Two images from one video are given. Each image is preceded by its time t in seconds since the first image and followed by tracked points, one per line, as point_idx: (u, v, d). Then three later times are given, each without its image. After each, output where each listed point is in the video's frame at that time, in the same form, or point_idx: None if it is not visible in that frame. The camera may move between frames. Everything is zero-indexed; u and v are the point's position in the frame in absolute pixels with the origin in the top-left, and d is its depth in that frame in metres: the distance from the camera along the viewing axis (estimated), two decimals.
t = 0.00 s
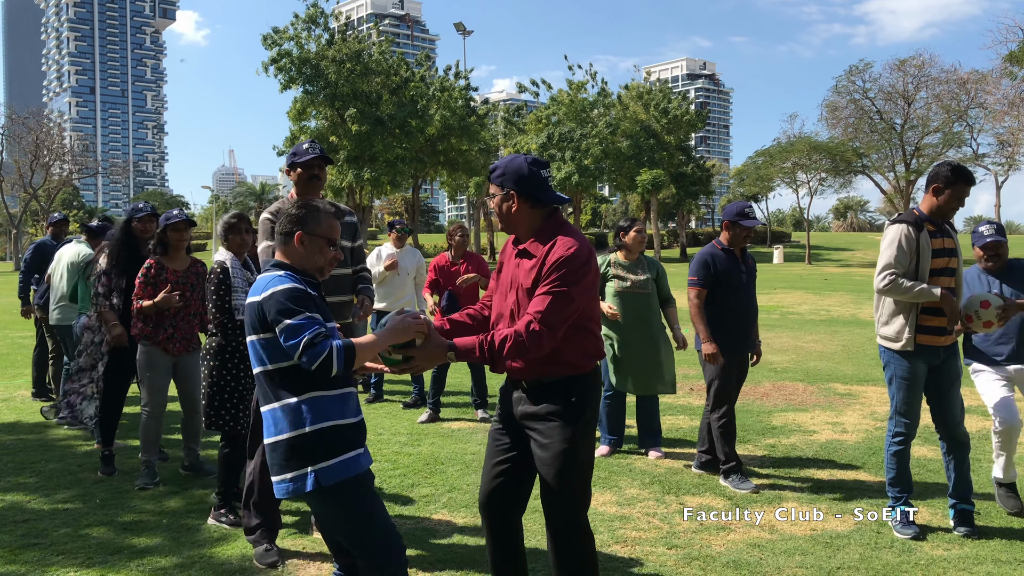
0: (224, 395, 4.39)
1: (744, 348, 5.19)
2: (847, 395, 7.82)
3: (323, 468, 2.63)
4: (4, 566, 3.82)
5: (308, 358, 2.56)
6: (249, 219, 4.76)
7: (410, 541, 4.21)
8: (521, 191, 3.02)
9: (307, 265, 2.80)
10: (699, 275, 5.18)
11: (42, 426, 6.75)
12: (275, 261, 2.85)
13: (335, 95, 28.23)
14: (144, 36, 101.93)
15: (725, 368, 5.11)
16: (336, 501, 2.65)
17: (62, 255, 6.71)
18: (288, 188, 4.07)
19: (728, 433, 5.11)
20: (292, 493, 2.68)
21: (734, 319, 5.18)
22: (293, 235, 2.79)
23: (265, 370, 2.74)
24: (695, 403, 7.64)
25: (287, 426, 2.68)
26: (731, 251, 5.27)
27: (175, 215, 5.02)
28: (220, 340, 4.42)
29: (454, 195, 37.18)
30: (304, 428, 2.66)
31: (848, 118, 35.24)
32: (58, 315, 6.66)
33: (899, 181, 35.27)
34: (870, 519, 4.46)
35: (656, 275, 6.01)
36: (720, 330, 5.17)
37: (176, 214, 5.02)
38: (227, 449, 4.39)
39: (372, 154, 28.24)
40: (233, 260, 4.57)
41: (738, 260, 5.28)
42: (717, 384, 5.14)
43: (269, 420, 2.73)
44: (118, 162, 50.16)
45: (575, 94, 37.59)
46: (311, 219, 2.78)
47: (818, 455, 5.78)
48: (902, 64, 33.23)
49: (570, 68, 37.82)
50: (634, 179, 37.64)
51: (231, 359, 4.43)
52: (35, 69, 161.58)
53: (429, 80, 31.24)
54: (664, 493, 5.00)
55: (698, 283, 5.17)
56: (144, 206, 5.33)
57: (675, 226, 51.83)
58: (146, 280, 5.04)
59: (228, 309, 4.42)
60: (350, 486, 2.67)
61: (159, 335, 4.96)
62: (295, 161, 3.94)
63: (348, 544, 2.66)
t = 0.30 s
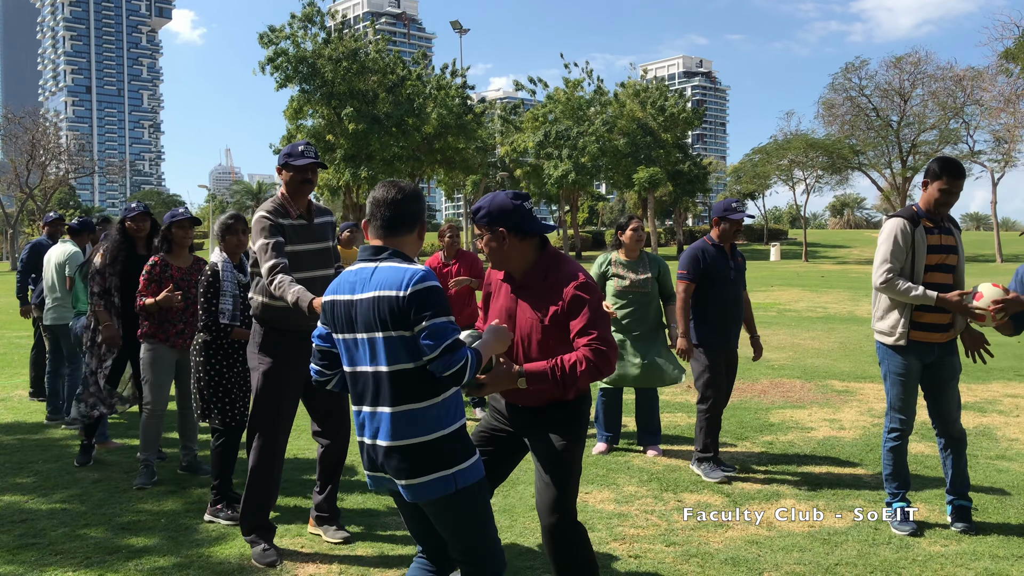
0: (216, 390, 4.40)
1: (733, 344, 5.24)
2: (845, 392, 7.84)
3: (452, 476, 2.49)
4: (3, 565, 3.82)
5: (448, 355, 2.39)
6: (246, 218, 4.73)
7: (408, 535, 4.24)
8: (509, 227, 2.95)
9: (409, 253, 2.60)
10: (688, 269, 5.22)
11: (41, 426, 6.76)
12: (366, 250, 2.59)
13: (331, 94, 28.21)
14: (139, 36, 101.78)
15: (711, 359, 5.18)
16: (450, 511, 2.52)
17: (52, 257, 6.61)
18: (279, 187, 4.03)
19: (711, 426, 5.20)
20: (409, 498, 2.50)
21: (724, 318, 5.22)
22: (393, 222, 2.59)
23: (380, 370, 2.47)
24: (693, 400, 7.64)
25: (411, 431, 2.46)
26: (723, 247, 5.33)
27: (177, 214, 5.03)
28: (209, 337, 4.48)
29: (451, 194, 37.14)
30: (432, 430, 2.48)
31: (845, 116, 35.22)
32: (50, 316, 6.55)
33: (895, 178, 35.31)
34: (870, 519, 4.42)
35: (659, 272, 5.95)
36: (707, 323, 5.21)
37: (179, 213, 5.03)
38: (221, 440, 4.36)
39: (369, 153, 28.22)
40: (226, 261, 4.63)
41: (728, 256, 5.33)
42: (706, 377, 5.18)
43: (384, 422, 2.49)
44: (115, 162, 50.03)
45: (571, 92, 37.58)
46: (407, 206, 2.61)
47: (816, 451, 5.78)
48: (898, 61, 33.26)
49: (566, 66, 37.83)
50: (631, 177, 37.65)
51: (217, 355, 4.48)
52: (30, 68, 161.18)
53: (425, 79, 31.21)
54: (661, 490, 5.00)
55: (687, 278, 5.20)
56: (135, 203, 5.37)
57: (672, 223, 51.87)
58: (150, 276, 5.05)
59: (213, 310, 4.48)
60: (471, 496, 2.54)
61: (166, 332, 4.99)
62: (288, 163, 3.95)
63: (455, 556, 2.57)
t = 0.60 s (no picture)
0: (201, 392, 4.48)
1: (724, 341, 5.25)
2: (843, 389, 7.85)
3: (503, 460, 2.54)
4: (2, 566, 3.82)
5: (510, 338, 2.42)
6: (244, 219, 4.67)
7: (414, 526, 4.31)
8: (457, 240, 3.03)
9: (457, 233, 2.59)
10: (680, 268, 5.19)
11: (40, 426, 6.75)
12: (413, 229, 2.55)
13: (329, 93, 28.21)
14: (138, 36, 101.85)
15: (700, 360, 5.21)
16: (495, 494, 2.57)
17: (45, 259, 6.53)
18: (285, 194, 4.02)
19: (691, 422, 5.30)
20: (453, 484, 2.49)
21: (717, 315, 5.24)
22: (441, 202, 2.57)
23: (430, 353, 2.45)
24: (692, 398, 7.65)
25: (462, 416, 2.47)
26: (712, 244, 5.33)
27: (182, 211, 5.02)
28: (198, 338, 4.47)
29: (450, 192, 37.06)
30: (482, 416, 2.50)
31: (843, 114, 35.28)
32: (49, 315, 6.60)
33: (893, 176, 35.33)
34: (872, 519, 4.37)
35: (642, 271, 5.98)
36: (698, 323, 5.22)
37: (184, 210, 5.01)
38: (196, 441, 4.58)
39: (367, 152, 28.16)
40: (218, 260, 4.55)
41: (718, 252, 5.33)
42: (690, 372, 5.24)
43: (431, 408, 2.47)
44: (113, 162, 49.91)
45: (569, 91, 37.60)
46: (452, 184, 2.59)
47: (815, 448, 5.79)
48: (896, 58, 33.26)
49: (564, 64, 37.83)
50: (629, 176, 37.62)
51: (203, 355, 4.50)
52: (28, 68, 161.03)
53: (423, 78, 31.15)
54: (661, 488, 5.00)
55: (681, 277, 5.18)
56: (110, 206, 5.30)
57: (672, 222, 51.82)
58: (153, 273, 5.05)
59: (199, 310, 4.45)
60: (519, 480, 2.60)
61: (166, 331, 5.00)
62: (293, 172, 3.93)
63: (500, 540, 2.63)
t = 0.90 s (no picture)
0: (181, 391, 4.47)
1: (720, 338, 5.25)
2: (842, 386, 7.85)
3: (555, 466, 2.54)
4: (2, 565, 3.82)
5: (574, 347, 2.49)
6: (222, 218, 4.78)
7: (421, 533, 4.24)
8: (398, 204, 3.44)
9: (505, 232, 2.57)
10: (670, 268, 5.21)
11: (40, 426, 6.75)
12: (463, 233, 2.52)
13: (328, 91, 28.25)
14: (136, 35, 101.89)
15: (694, 357, 5.23)
16: (533, 507, 2.51)
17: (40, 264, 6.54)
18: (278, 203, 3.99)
19: (688, 421, 5.30)
20: (505, 491, 2.49)
21: (713, 315, 5.26)
22: (485, 201, 2.54)
23: (488, 360, 2.45)
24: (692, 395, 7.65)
25: (521, 421, 2.49)
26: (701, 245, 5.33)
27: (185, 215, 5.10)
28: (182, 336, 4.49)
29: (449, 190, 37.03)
30: (541, 419, 2.52)
31: (842, 111, 35.28)
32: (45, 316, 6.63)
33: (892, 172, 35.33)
34: (874, 520, 4.30)
35: (615, 268, 6.09)
36: (696, 322, 5.22)
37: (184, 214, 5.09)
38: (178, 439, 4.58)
39: (366, 150, 28.12)
40: (198, 260, 4.56)
41: (706, 250, 5.32)
42: (686, 371, 5.25)
43: (489, 415, 2.48)
44: (112, 162, 49.91)
45: (568, 89, 37.66)
46: (495, 181, 2.57)
47: (814, 446, 5.79)
48: (894, 55, 33.26)
49: (563, 63, 37.87)
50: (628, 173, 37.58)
51: (185, 355, 4.51)
52: (27, 68, 161.03)
53: (421, 77, 31.12)
54: (660, 485, 5.00)
55: (670, 275, 5.21)
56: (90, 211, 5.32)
57: (671, 220, 51.80)
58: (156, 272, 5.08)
59: (188, 310, 4.46)
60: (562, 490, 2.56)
61: (160, 330, 5.06)
62: (291, 185, 3.90)
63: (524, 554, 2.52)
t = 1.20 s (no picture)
0: (172, 389, 4.46)
1: (716, 340, 5.28)
2: (842, 383, 7.86)
3: (571, 466, 2.54)
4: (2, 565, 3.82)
5: (604, 343, 2.53)
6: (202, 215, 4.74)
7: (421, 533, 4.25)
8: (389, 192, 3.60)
9: (529, 227, 2.60)
10: (674, 263, 5.21)
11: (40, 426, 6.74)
12: (489, 226, 2.55)
13: (327, 90, 28.30)
14: (135, 35, 101.98)
15: (687, 353, 5.24)
16: (543, 509, 2.50)
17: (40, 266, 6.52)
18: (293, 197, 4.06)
19: (686, 419, 5.29)
20: (517, 491, 2.46)
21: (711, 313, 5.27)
22: (513, 195, 2.58)
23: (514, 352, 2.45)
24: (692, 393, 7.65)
25: (541, 419, 2.47)
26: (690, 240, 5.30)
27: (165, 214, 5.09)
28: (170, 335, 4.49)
29: (448, 188, 37.03)
30: (560, 418, 2.52)
31: (841, 108, 35.23)
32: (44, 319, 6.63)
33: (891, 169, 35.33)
34: (874, 520, 4.26)
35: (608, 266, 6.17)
36: (696, 317, 5.22)
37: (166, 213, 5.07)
38: (174, 437, 4.55)
39: (365, 149, 28.11)
40: (180, 259, 4.56)
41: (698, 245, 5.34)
42: (681, 369, 5.25)
43: (513, 411, 2.46)
44: (112, 161, 49.96)
45: (567, 86, 37.73)
46: (521, 179, 2.60)
47: (814, 443, 5.79)
48: (893, 52, 33.27)
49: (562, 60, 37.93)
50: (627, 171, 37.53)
51: (175, 353, 4.49)
52: (26, 68, 161.23)
53: (420, 75, 31.09)
54: (660, 483, 5.01)
55: (678, 271, 5.18)
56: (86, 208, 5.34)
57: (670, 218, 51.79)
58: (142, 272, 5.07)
59: (174, 311, 4.48)
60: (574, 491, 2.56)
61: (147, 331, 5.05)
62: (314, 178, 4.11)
63: (529, 554, 2.52)
